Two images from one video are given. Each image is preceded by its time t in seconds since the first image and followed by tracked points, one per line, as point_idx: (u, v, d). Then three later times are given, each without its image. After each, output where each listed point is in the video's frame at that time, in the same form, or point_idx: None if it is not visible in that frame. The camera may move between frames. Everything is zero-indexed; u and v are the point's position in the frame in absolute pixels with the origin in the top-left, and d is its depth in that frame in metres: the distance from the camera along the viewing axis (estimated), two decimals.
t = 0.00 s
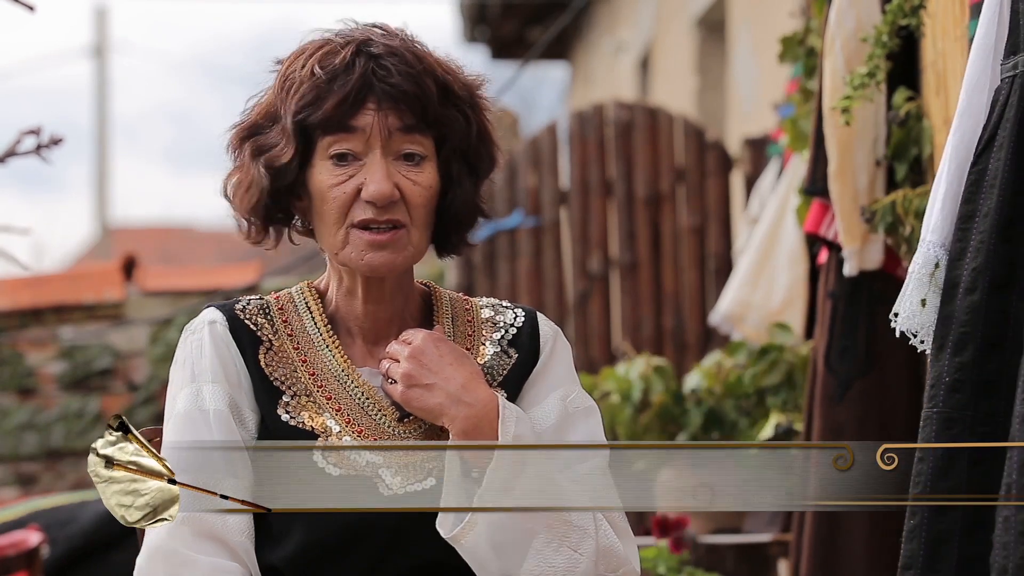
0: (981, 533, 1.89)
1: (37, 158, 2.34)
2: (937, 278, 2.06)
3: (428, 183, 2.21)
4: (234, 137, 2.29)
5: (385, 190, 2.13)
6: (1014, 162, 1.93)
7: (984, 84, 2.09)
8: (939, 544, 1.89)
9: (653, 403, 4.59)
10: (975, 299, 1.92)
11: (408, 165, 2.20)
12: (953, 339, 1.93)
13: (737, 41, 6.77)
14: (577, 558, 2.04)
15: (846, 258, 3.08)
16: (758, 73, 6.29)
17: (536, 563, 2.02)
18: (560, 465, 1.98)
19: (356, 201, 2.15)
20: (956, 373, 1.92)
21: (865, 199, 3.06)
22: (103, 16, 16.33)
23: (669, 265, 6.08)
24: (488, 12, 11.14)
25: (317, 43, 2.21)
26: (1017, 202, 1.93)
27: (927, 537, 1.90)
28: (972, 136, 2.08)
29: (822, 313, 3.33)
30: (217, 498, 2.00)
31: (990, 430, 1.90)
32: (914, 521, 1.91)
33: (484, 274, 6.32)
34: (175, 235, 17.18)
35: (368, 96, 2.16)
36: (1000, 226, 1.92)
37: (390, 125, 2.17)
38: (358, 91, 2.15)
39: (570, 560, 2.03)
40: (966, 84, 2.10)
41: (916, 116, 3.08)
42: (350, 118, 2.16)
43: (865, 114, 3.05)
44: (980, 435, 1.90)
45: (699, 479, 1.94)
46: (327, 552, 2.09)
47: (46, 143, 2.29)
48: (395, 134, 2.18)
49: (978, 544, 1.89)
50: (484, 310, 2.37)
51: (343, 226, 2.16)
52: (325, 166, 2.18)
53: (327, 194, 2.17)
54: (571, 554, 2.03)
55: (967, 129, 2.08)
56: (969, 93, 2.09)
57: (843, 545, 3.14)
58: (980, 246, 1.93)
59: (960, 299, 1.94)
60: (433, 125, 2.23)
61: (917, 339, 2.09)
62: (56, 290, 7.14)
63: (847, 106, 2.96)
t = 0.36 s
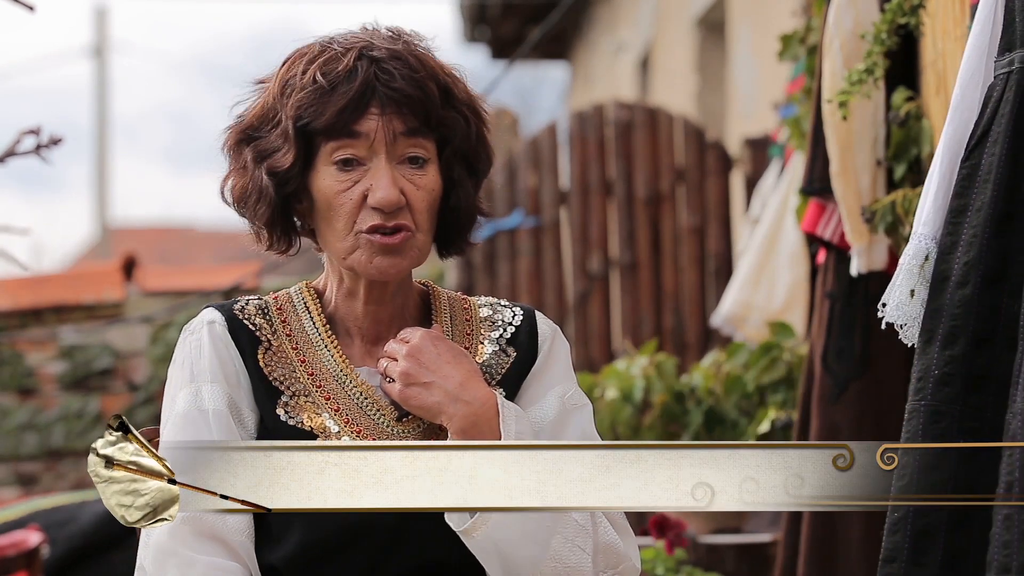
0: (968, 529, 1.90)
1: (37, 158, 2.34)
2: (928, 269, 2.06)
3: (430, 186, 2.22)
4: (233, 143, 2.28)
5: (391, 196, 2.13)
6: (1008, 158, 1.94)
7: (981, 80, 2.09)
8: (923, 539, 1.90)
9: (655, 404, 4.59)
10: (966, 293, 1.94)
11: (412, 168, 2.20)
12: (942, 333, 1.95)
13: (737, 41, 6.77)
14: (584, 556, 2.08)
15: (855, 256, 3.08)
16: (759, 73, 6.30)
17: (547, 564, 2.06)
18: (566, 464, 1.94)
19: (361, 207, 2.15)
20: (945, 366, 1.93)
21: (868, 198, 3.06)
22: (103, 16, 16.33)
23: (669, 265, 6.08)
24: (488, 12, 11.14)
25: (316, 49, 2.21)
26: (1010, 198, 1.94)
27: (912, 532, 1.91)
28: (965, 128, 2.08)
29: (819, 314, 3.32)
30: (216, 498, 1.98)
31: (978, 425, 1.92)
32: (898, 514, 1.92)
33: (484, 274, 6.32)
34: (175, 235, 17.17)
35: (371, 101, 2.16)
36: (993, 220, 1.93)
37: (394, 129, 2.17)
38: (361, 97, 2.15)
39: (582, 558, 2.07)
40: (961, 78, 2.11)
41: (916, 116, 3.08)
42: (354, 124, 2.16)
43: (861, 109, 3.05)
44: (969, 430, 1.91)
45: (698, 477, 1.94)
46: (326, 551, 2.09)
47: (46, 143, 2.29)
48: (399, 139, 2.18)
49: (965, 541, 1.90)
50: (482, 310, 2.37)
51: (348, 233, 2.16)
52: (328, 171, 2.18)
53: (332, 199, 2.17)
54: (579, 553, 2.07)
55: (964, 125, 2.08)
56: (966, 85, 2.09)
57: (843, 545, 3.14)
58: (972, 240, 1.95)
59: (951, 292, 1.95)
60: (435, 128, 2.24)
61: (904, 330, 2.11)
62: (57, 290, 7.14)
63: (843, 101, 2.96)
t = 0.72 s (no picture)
0: None
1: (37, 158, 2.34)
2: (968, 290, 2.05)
3: (446, 199, 2.22)
4: (252, 146, 2.28)
5: (409, 210, 2.13)
6: None
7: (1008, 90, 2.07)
8: (980, 554, 1.85)
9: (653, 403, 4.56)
10: (999, 306, 1.90)
11: (428, 180, 2.20)
12: (980, 347, 1.91)
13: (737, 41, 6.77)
14: (582, 560, 2.08)
15: (853, 257, 3.10)
16: (759, 73, 6.30)
17: (544, 565, 2.06)
18: (565, 466, 1.95)
19: (377, 217, 2.15)
20: (985, 381, 1.90)
21: (868, 198, 3.07)
22: (103, 15, 16.32)
23: (669, 265, 6.08)
24: (488, 12, 11.14)
25: (341, 54, 2.20)
26: None
27: (968, 548, 1.86)
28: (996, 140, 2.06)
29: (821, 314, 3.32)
30: (216, 497, 1.98)
31: None
32: (954, 531, 1.88)
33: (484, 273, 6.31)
34: (175, 236, 17.17)
35: (394, 112, 2.16)
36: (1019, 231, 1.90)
37: (414, 142, 2.17)
38: (385, 108, 2.14)
39: (580, 560, 2.08)
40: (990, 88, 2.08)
41: (916, 116, 3.09)
42: (375, 135, 2.16)
43: (863, 109, 3.06)
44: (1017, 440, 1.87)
45: (698, 477, 1.95)
46: (328, 552, 2.09)
47: (45, 143, 2.29)
48: (418, 151, 2.18)
49: None
50: (485, 310, 2.37)
51: (363, 242, 2.16)
52: (346, 180, 2.18)
53: (348, 208, 2.17)
54: (578, 557, 2.08)
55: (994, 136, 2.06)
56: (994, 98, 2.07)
57: (843, 545, 3.14)
58: (1002, 252, 1.91)
59: (984, 306, 1.92)
60: (455, 142, 2.24)
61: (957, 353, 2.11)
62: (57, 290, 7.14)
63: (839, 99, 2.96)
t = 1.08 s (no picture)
0: None
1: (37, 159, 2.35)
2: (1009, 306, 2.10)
3: (445, 194, 2.22)
4: (248, 141, 2.27)
5: (408, 204, 2.13)
6: None
7: None
8: None
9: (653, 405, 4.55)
10: None
11: (427, 175, 2.20)
12: None
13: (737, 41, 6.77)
14: (587, 559, 2.07)
15: (858, 257, 3.09)
16: (759, 72, 6.30)
17: (549, 564, 2.05)
18: (561, 461, 1.95)
19: (376, 211, 2.15)
20: None
21: (870, 197, 3.07)
22: (103, 15, 16.32)
23: (669, 265, 6.08)
24: (488, 12, 11.14)
25: (341, 49, 2.20)
26: None
27: None
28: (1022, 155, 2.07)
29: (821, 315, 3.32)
30: (216, 498, 1.99)
31: None
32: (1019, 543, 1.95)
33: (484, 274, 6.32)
34: (176, 237, 17.18)
35: (393, 107, 2.16)
36: None
37: (413, 136, 2.17)
38: (384, 102, 2.14)
39: (584, 559, 2.06)
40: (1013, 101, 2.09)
41: (916, 117, 3.06)
42: (375, 128, 2.16)
43: (863, 109, 3.06)
44: None
45: (698, 477, 1.95)
46: (327, 552, 2.09)
47: (46, 143, 2.30)
48: (416, 146, 2.18)
49: None
50: (485, 311, 2.37)
51: (362, 236, 2.17)
52: (345, 174, 2.18)
53: (349, 204, 2.18)
54: (582, 555, 2.06)
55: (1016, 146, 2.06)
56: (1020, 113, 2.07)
57: (843, 546, 3.14)
58: None
59: None
60: (454, 138, 2.24)
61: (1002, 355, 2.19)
62: (57, 290, 7.15)
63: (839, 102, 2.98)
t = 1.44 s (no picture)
0: None
1: (37, 159, 2.35)
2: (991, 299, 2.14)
3: (439, 190, 2.22)
4: (244, 140, 2.28)
5: (398, 198, 2.13)
6: None
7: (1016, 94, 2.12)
8: (1010, 555, 1.89)
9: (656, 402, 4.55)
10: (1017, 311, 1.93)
11: (420, 171, 2.20)
12: (1001, 351, 1.94)
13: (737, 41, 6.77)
14: (586, 560, 2.07)
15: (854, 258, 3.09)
16: (758, 72, 6.29)
17: (549, 565, 2.05)
18: (561, 460, 1.96)
19: (368, 206, 2.15)
20: (1006, 386, 1.92)
21: (870, 198, 3.07)
22: (103, 15, 16.30)
23: (669, 265, 6.08)
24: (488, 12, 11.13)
25: (334, 46, 2.20)
26: None
27: (998, 552, 1.89)
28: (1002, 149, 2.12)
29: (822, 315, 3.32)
30: (217, 498, 1.99)
31: None
32: (983, 536, 1.91)
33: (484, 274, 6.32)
34: (176, 237, 17.17)
35: (384, 102, 2.16)
36: None
37: (403, 132, 2.17)
38: (375, 97, 2.14)
39: (582, 559, 2.06)
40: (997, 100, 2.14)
41: (917, 116, 3.06)
42: (366, 124, 2.16)
43: (864, 110, 3.06)
44: None
45: (698, 477, 1.95)
46: (328, 552, 2.09)
47: (47, 144, 2.31)
48: (408, 142, 2.18)
49: None
50: (485, 311, 2.37)
51: (353, 232, 2.17)
52: (336, 170, 2.18)
53: (338, 198, 2.17)
54: (580, 556, 2.06)
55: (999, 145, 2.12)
56: (1001, 108, 2.12)
57: (844, 546, 3.14)
58: (1017, 257, 1.93)
59: (1002, 311, 1.95)
60: (447, 134, 2.24)
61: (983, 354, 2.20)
62: (57, 290, 7.14)
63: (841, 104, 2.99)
